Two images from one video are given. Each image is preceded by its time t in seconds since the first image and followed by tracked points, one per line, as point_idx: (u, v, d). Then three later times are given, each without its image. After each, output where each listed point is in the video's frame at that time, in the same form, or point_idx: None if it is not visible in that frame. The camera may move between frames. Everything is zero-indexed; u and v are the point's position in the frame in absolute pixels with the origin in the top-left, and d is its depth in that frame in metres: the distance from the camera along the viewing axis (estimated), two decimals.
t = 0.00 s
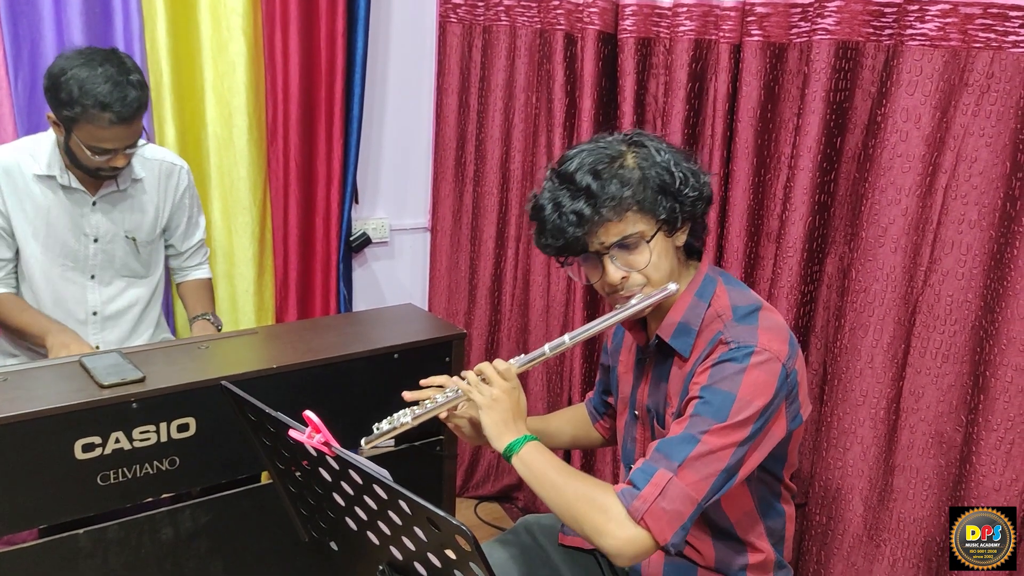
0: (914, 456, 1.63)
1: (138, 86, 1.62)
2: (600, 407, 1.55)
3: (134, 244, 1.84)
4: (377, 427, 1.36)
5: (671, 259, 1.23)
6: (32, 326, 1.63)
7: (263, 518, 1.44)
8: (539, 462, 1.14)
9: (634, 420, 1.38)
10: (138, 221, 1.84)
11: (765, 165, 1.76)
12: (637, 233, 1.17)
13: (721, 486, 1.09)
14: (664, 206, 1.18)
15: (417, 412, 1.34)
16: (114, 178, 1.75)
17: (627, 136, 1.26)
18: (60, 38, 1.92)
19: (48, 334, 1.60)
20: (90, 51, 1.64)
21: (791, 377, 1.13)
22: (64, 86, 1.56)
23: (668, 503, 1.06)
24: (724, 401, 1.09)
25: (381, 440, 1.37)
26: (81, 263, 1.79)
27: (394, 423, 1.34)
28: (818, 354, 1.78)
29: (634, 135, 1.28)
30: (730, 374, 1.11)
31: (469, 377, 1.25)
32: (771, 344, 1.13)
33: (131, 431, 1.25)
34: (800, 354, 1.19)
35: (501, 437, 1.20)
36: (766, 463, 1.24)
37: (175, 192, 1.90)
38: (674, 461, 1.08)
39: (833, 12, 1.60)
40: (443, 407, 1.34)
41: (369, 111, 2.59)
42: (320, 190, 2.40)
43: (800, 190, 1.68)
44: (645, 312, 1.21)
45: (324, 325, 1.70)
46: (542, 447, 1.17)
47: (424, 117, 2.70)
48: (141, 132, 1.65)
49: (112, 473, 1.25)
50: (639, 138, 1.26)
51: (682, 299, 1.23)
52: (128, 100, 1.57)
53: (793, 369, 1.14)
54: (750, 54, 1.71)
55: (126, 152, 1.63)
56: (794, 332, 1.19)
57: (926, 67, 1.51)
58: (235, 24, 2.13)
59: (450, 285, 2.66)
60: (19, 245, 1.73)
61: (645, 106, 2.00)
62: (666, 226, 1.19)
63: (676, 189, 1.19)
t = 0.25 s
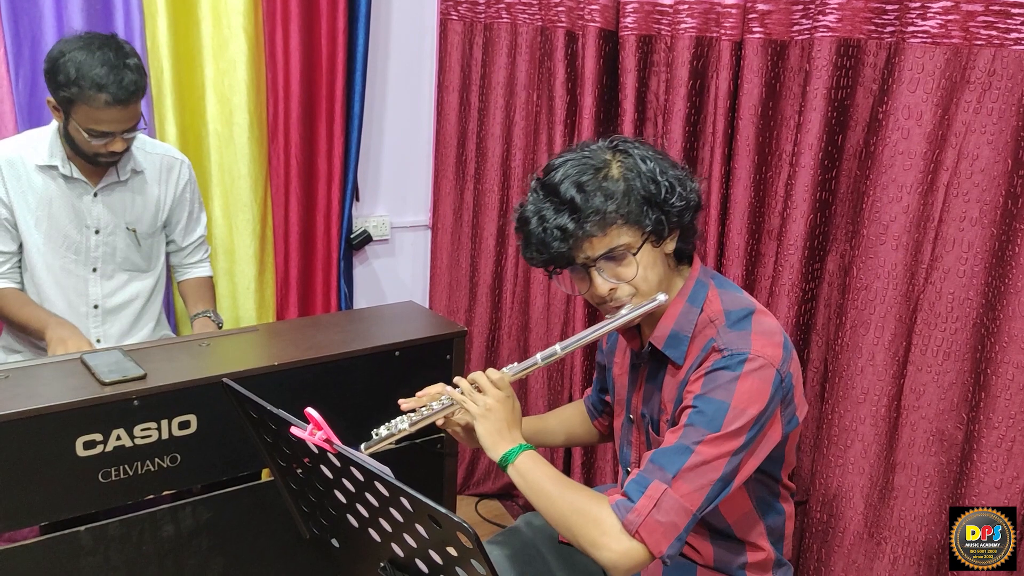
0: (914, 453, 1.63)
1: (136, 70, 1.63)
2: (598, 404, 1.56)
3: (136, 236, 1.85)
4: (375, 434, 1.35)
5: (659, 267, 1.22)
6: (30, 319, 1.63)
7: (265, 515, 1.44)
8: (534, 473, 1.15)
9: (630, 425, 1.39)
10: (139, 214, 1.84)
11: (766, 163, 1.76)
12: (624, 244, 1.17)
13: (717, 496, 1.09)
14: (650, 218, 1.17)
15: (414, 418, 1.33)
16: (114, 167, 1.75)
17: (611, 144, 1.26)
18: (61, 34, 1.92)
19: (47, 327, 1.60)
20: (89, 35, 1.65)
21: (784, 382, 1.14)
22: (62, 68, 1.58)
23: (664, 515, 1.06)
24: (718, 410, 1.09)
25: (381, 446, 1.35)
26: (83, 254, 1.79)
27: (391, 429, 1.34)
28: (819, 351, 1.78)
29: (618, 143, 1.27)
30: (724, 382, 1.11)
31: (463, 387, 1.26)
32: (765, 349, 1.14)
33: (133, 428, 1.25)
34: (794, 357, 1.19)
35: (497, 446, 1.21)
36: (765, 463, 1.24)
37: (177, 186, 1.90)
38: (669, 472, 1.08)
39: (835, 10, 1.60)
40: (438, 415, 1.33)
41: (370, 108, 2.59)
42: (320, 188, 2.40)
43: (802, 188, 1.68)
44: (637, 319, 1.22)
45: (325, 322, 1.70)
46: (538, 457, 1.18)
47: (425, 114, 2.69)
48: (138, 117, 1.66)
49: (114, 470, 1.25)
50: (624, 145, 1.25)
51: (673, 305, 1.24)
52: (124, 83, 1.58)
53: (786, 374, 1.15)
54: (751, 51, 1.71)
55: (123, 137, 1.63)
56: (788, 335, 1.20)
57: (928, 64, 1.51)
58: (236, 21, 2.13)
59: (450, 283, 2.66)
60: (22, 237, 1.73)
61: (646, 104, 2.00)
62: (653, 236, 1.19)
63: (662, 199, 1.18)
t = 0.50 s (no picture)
0: (920, 452, 1.63)
1: (143, 62, 1.63)
2: (601, 402, 1.55)
3: (140, 228, 1.85)
4: (381, 435, 1.34)
5: (657, 273, 1.23)
6: (44, 312, 1.64)
7: (270, 512, 1.45)
8: (537, 477, 1.15)
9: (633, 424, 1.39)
10: (144, 207, 1.85)
11: (772, 160, 1.75)
12: (621, 252, 1.18)
13: (720, 500, 1.09)
14: (645, 226, 1.17)
15: (418, 420, 1.33)
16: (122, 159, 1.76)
17: (607, 147, 1.25)
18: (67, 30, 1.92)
19: (59, 320, 1.61)
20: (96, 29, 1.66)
21: (786, 384, 1.14)
22: (70, 60, 1.58)
23: (665, 520, 1.06)
24: (719, 415, 1.09)
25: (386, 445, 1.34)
26: (89, 245, 1.80)
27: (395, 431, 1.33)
28: (824, 350, 1.77)
29: (614, 146, 1.26)
30: (725, 387, 1.11)
31: (464, 392, 1.25)
32: (765, 352, 1.13)
33: (139, 425, 1.26)
34: (795, 358, 1.19)
35: (498, 451, 1.20)
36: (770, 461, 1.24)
37: (182, 181, 1.91)
38: (670, 478, 1.08)
39: (841, 7, 1.60)
40: (441, 417, 1.34)
41: (375, 106, 2.59)
42: (325, 186, 2.40)
43: (808, 185, 1.68)
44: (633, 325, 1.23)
45: (330, 320, 1.70)
46: (542, 462, 1.18)
47: (430, 112, 2.69)
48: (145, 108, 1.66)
49: (120, 467, 1.26)
50: (620, 149, 1.24)
51: (673, 309, 1.24)
52: (132, 74, 1.59)
53: (788, 376, 1.14)
54: (757, 49, 1.71)
55: (130, 129, 1.63)
56: (789, 335, 1.19)
57: (935, 61, 1.50)
58: (241, 18, 2.14)
59: (455, 280, 2.66)
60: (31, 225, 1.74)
61: (651, 102, 2.00)
62: (650, 243, 1.19)
63: (658, 207, 1.18)
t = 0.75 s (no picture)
0: (934, 453, 1.62)
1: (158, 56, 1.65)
2: (615, 401, 1.54)
3: (154, 227, 1.86)
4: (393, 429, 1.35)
5: (678, 266, 1.22)
6: (64, 310, 1.66)
7: (283, 510, 1.45)
8: (553, 468, 1.15)
9: (649, 422, 1.38)
10: (159, 205, 1.86)
11: (785, 159, 1.74)
12: (642, 243, 1.17)
13: (737, 493, 1.09)
14: (668, 217, 1.16)
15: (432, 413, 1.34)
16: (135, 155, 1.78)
17: (629, 141, 1.25)
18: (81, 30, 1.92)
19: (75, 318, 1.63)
20: (113, 26, 1.68)
21: (805, 380, 1.14)
22: (86, 54, 1.60)
23: (683, 512, 1.06)
24: (738, 408, 1.09)
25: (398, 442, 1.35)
26: (104, 242, 1.82)
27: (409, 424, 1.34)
28: (837, 350, 1.75)
29: (637, 141, 1.26)
30: (745, 381, 1.11)
31: (481, 383, 1.26)
32: (785, 348, 1.13)
33: (153, 423, 1.27)
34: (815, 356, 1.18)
35: (515, 443, 1.20)
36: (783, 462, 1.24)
37: (196, 181, 1.92)
38: (688, 470, 1.08)
39: (854, 6, 1.59)
40: (455, 411, 1.35)
41: (387, 106, 2.59)
42: (337, 186, 2.41)
43: (821, 185, 1.67)
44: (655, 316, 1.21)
45: (343, 319, 1.71)
46: (558, 455, 1.18)
47: (443, 111, 2.70)
48: (158, 103, 1.67)
49: (134, 465, 1.27)
50: (642, 143, 1.24)
51: (693, 304, 1.23)
52: (145, 67, 1.60)
53: (807, 372, 1.14)
54: (770, 47, 1.70)
55: (144, 123, 1.65)
56: (809, 332, 1.18)
57: (950, 61, 1.49)
58: (255, 18, 2.15)
59: (467, 279, 2.67)
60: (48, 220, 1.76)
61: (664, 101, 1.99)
62: (672, 236, 1.18)
63: (680, 199, 1.17)
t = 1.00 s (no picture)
0: (953, 456, 1.60)
1: (185, 61, 1.66)
2: (637, 398, 1.55)
3: (177, 228, 1.89)
4: (417, 409, 1.39)
5: (721, 247, 1.21)
6: (64, 321, 1.67)
7: (299, 508, 1.46)
8: (581, 446, 1.15)
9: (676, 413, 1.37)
10: (181, 206, 1.88)
11: (803, 161, 1.73)
12: (688, 218, 1.17)
13: (768, 479, 1.09)
14: (717, 194, 1.17)
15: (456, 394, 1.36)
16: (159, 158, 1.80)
17: (685, 124, 1.26)
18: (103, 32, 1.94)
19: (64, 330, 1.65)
20: (147, 28, 1.71)
21: (841, 375, 1.13)
22: (114, 50, 1.63)
23: (715, 493, 1.06)
24: (775, 394, 1.09)
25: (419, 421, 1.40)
26: (127, 245, 1.83)
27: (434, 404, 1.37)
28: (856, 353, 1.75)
29: (694, 126, 1.27)
30: (783, 367, 1.11)
31: (509, 361, 1.25)
32: (824, 339, 1.13)
33: (171, 422, 1.28)
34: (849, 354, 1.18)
35: (543, 419, 1.20)
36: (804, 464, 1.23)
37: (216, 181, 1.94)
38: (722, 452, 1.07)
39: (874, 7, 1.58)
40: (483, 390, 1.36)
41: (405, 107, 2.60)
42: (356, 187, 2.42)
43: (839, 186, 1.65)
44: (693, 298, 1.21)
45: (361, 319, 1.72)
46: (585, 433, 1.18)
47: (461, 112, 2.71)
48: (181, 108, 1.69)
49: (152, 463, 1.28)
50: (697, 127, 1.25)
51: (732, 293, 1.22)
52: (169, 69, 1.62)
53: (843, 367, 1.13)
54: (789, 48, 1.69)
55: (162, 125, 1.66)
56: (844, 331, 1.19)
57: (971, 61, 1.47)
58: (275, 21, 2.17)
59: (484, 280, 2.67)
60: (69, 228, 1.77)
61: (682, 102, 1.98)
62: (718, 214, 1.18)
63: (731, 179, 1.18)
